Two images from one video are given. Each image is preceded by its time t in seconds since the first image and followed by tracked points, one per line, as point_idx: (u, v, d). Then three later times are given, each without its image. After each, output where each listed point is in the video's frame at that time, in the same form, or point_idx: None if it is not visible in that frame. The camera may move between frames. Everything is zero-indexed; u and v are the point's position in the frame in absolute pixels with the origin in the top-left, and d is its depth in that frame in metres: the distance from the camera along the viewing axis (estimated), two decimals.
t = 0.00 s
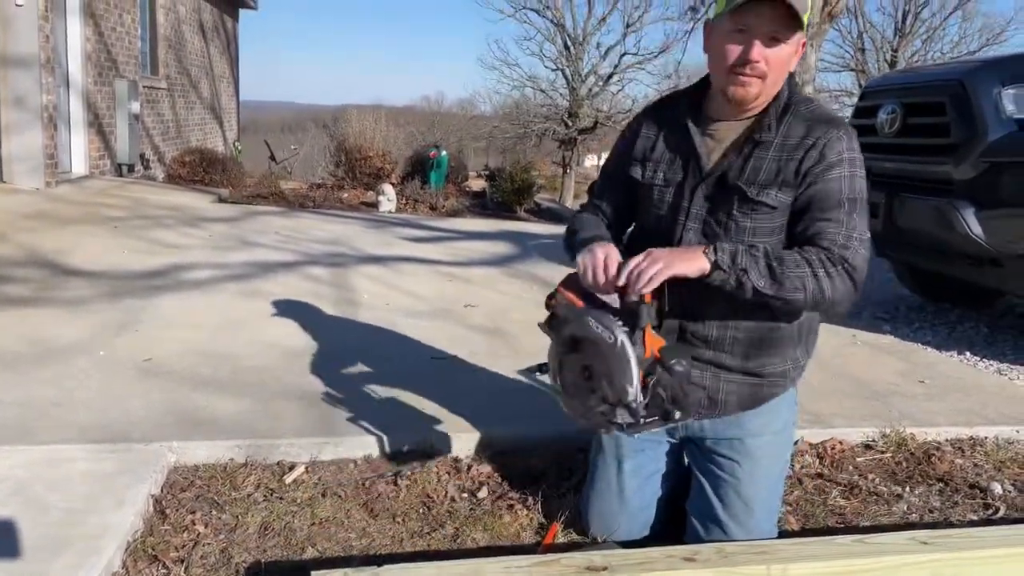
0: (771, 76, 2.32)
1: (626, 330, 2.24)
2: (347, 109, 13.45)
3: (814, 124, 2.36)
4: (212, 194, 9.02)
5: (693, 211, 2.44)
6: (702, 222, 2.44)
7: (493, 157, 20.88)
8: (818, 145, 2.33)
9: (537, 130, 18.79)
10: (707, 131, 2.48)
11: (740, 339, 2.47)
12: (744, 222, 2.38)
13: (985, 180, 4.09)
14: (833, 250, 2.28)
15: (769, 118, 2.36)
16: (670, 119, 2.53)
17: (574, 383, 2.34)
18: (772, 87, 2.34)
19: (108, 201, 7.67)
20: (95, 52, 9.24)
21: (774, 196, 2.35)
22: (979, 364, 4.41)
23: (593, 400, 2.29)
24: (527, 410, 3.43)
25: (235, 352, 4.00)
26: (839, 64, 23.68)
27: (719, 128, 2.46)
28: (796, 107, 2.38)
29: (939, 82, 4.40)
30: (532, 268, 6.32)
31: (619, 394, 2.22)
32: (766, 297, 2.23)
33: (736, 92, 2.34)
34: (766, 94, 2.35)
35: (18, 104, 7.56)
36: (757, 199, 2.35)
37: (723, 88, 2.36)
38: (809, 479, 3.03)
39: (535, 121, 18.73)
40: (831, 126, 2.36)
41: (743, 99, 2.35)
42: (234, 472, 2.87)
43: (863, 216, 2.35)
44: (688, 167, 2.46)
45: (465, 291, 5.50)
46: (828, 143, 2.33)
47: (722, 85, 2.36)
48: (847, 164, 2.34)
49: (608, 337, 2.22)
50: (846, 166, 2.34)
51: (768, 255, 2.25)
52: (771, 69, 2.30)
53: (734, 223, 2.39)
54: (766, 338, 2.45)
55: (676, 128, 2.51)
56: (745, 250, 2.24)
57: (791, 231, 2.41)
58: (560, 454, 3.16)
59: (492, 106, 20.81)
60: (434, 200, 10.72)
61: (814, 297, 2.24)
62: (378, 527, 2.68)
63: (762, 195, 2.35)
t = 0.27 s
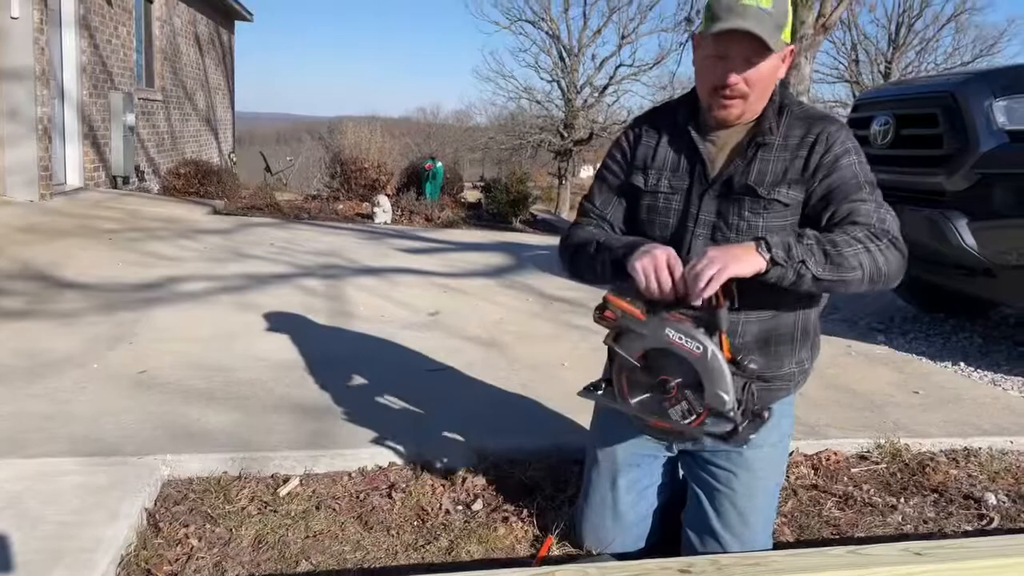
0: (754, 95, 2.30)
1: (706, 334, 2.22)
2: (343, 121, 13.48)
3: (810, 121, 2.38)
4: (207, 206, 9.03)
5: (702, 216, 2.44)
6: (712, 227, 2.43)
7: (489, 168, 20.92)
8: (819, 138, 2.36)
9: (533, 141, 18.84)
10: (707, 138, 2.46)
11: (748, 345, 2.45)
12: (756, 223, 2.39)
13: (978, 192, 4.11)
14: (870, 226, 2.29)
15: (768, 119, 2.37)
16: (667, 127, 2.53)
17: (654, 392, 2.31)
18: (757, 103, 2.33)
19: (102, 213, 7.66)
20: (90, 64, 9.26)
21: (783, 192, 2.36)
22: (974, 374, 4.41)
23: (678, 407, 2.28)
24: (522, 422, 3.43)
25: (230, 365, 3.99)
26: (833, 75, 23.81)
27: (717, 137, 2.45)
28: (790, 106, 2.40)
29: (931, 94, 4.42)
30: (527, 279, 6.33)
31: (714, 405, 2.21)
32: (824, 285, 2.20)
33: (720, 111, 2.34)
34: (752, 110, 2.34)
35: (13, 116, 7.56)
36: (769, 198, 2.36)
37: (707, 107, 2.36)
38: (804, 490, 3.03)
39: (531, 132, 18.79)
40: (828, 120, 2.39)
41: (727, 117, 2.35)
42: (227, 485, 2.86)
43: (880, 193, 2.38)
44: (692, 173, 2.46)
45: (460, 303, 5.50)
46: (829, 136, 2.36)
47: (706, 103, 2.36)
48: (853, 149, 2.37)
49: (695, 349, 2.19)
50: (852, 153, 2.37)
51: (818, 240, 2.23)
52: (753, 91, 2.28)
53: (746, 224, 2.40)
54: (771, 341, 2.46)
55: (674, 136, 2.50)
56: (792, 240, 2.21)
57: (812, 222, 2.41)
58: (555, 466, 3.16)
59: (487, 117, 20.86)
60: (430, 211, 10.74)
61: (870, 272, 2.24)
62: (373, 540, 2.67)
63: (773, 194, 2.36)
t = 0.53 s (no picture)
0: (731, 115, 2.33)
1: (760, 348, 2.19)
2: (339, 132, 13.50)
3: (799, 135, 2.40)
4: (203, 217, 9.02)
5: (689, 230, 2.44)
6: (700, 240, 2.44)
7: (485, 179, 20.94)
8: (807, 153, 2.37)
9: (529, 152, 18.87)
10: (695, 152, 2.47)
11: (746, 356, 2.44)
12: (745, 237, 2.39)
13: (971, 202, 4.13)
14: (892, 228, 2.31)
15: (754, 134, 2.38)
16: (656, 142, 2.55)
17: (707, 418, 2.23)
18: (735, 122, 2.36)
19: (98, 225, 7.66)
20: (86, 76, 9.27)
21: (773, 207, 2.37)
22: (969, 384, 4.42)
23: (735, 429, 2.21)
24: (518, 433, 3.43)
25: (225, 376, 3.99)
26: (827, 86, 23.92)
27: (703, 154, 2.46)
28: (777, 121, 2.42)
29: (923, 104, 4.44)
30: (523, 289, 6.34)
31: (777, 419, 2.17)
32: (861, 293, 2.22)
33: (699, 132, 2.38)
34: (731, 129, 2.38)
35: (9, 128, 7.57)
36: (759, 213, 2.37)
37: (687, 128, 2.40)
38: (800, 500, 3.03)
39: (527, 143, 18.83)
40: (816, 133, 2.40)
41: (708, 137, 2.39)
42: (222, 497, 2.86)
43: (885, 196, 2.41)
44: (680, 188, 2.47)
45: (456, 313, 5.50)
46: (820, 150, 2.37)
47: (686, 125, 2.40)
48: (846, 159, 2.38)
49: (756, 364, 2.15)
50: (848, 162, 2.38)
51: (851, 248, 2.23)
52: (728, 111, 2.32)
53: (736, 239, 2.40)
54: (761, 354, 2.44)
55: (663, 150, 2.52)
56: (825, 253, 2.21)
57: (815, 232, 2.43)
58: (550, 477, 3.16)
59: (483, 128, 20.91)
60: (426, 222, 10.75)
61: (902, 272, 2.27)
62: (367, 552, 2.66)
63: (763, 210, 2.37)
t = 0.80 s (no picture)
0: (724, 123, 2.34)
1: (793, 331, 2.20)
2: (335, 140, 13.50)
3: (790, 141, 2.42)
4: (199, 225, 9.01)
5: (683, 240, 2.44)
6: (695, 249, 2.43)
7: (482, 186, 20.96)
8: (800, 158, 2.39)
9: (525, 159, 18.91)
10: (685, 161, 2.48)
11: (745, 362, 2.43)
12: (741, 245, 2.39)
13: (967, 208, 4.14)
14: (904, 213, 2.38)
15: (745, 143, 2.39)
16: (644, 152, 2.53)
17: (736, 404, 2.21)
18: (728, 130, 2.37)
19: (94, 234, 7.64)
20: (83, 85, 9.26)
21: (768, 214, 2.38)
22: (966, 389, 4.42)
23: (764, 415, 2.20)
24: (514, 441, 3.42)
25: (221, 385, 3.97)
26: (822, 93, 23.99)
27: (693, 162, 2.47)
28: (766, 127, 2.44)
29: (918, 110, 4.45)
30: (520, 297, 6.33)
31: (810, 402, 2.17)
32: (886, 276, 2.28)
33: (692, 141, 2.39)
34: (723, 137, 2.39)
35: (5, 136, 7.56)
36: (754, 221, 2.38)
37: (681, 138, 2.41)
38: (798, 507, 3.02)
39: (523, 150, 18.86)
40: (806, 138, 2.43)
41: (700, 147, 2.40)
42: (218, 507, 2.84)
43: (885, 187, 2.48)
44: (672, 198, 2.46)
45: (453, 321, 5.50)
46: (813, 155, 2.40)
47: (679, 134, 2.40)
48: (839, 159, 2.42)
49: (791, 345, 2.17)
50: (843, 162, 2.43)
51: (873, 233, 2.29)
52: (721, 120, 2.33)
53: (731, 247, 2.40)
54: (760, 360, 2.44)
55: (653, 160, 2.50)
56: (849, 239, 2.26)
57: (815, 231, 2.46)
58: (547, 484, 3.15)
59: (479, 135, 20.93)
60: (422, 229, 10.74)
61: (921, 255, 2.34)
62: (364, 561, 2.64)
63: (758, 217, 2.38)
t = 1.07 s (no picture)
0: (729, 110, 2.35)
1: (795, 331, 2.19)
2: (333, 145, 13.50)
3: (789, 146, 2.42)
4: (197, 231, 9.01)
5: (683, 246, 2.44)
6: (695, 255, 2.43)
7: (480, 192, 20.98)
8: (799, 162, 2.40)
9: (523, 164, 18.93)
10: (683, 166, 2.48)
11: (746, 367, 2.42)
12: (742, 250, 2.39)
13: (964, 212, 4.13)
14: (907, 208, 2.38)
15: (743, 148, 2.40)
16: (642, 158, 2.53)
17: (739, 402, 2.22)
18: (731, 120, 2.38)
19: (92, 240, 7.64)
20: (81, 92, 9.27)
21: (768, 220, 2.39)
22: (964, 393, 4.42)
23: (767, 414, 2.21)
24: (512, 446, 3.42)
25: (219, 391, 3.97)
26: (819, 97, 24.03)
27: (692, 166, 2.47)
28: (764, 132, 2.44)
29: (915, 115, 4.46)
30: (518, 302, 6.33)
31: (812, 401, 2.18)
32: (893, 268, 2.29)
33: (695, 128, 2.38)
34: (727, 127, 2.39)
35: (3, 143, 7.56)
36: (755, 227, 2.38)
37: (684, 127, 2.40)
38: (797, 512, 3.02)
39: (521, 155, 18.87)
40: (805, 143, 2.43)
41: (704, 134, 2.39)
42: (216, 514, 2.84)
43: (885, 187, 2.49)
44: (671, 205, 2.46)
45: (451, 326, 5.49)
46: (811, 159, 2.41)
47: (681, 122, 2.40)
48: (837, 162, 2.44)
49: (796, 347, 2.17)
50: (842, 164, 2.45)
51: (879, 227, 2.30)
52: (727, 103, 2.34)
53: (732, 252, 2.40)
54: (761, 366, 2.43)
55: (651, 166, 2.50)
56: (856, 233, 2.26)
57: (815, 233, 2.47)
58: (546, 490, 3.15)
59: (477, 141, 20.95)
60: (421, 235, 10.74)
61: (928, 249, 2.35)
62: (362, 568, 2.63)
63: (758, 223, 2.38)
